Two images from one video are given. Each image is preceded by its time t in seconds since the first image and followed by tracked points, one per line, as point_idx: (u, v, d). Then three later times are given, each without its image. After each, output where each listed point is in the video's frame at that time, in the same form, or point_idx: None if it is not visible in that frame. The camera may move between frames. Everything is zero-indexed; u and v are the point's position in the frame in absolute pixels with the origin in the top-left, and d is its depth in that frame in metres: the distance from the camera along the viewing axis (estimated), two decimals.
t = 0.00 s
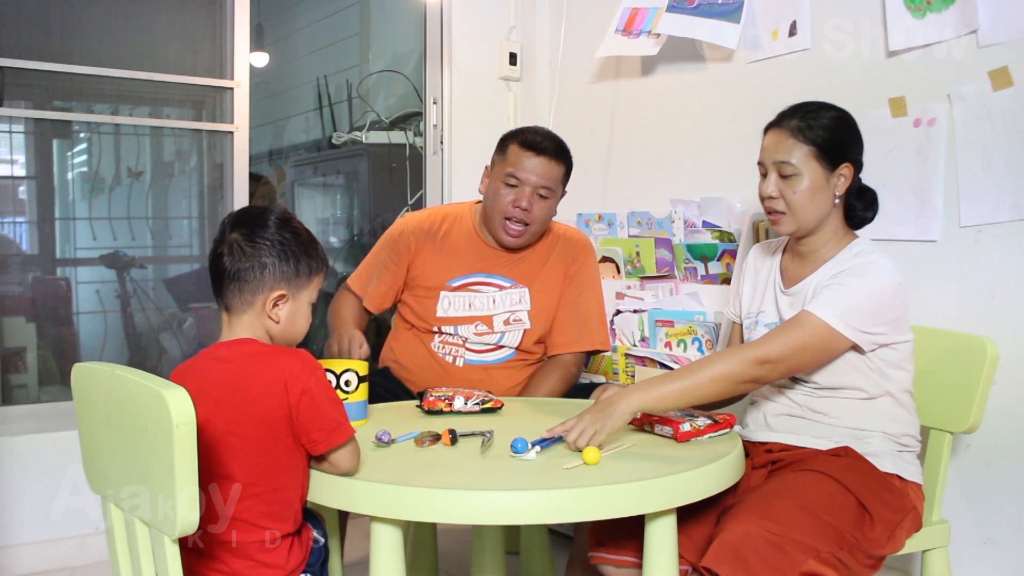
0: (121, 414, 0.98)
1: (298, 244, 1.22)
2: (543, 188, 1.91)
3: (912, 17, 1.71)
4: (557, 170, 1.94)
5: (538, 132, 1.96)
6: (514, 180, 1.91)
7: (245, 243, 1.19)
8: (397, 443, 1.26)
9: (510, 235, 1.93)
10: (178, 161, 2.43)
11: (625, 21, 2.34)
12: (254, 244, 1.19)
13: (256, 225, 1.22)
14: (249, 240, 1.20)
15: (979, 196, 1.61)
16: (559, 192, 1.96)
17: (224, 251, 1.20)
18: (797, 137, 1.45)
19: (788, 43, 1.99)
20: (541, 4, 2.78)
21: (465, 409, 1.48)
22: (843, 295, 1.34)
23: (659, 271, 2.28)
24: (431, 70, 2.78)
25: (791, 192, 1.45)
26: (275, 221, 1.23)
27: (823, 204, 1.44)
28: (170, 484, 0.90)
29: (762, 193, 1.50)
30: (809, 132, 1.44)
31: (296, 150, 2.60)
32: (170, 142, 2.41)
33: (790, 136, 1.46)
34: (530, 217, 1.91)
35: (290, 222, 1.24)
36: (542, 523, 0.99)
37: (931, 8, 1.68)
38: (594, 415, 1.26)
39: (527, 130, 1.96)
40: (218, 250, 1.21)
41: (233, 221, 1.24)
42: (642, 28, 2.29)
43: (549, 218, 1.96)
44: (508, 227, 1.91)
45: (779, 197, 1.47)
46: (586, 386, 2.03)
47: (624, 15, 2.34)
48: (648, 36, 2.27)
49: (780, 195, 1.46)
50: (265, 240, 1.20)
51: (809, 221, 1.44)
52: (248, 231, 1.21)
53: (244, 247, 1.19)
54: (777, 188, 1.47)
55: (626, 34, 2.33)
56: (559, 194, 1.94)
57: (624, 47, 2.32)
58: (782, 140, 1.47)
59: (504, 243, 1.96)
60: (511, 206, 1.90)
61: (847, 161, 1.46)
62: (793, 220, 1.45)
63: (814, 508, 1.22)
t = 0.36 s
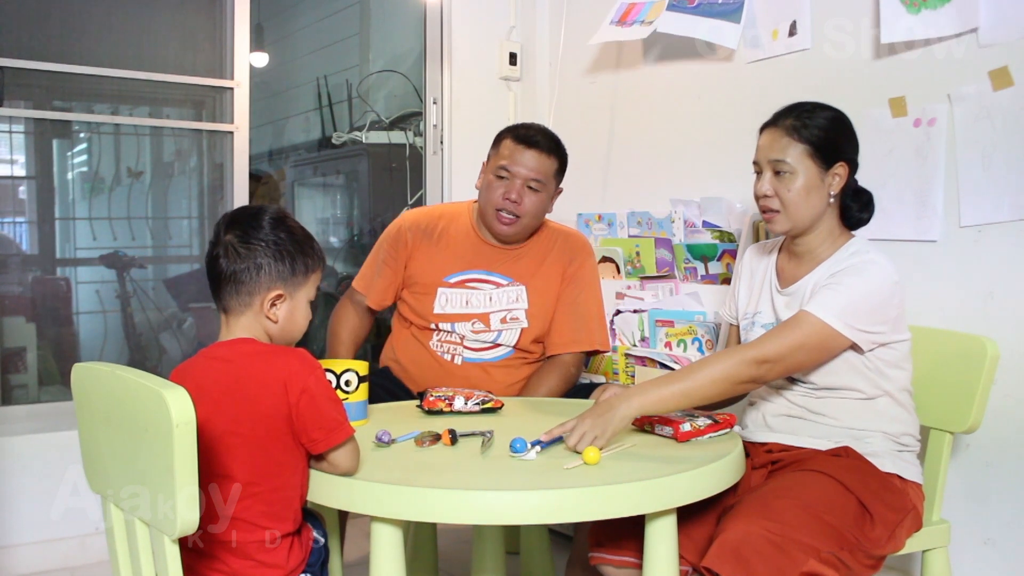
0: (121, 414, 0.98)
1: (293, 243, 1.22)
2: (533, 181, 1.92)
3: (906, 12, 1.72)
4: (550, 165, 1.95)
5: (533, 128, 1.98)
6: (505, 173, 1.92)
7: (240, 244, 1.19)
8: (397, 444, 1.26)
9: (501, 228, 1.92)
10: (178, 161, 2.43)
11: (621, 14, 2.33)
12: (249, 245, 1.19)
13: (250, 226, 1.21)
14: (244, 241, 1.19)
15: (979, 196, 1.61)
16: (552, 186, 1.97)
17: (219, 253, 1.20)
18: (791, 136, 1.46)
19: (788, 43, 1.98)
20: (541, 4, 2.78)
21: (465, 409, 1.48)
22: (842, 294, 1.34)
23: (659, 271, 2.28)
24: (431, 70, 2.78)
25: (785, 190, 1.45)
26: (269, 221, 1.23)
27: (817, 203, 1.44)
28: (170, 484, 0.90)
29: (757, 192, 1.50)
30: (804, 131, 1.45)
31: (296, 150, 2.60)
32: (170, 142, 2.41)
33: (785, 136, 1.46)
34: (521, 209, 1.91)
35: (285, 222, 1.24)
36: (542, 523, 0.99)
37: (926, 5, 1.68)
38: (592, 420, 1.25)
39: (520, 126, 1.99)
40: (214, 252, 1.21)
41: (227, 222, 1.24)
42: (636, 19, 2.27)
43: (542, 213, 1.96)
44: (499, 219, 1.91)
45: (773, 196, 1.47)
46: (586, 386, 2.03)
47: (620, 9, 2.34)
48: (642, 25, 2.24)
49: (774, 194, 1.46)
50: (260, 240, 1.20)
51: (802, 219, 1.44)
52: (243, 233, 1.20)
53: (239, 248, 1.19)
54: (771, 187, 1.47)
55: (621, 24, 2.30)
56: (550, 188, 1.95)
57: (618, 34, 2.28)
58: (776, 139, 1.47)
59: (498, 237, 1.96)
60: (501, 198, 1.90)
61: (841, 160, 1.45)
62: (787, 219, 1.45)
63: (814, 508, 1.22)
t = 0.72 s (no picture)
0: (121, 414, 0.98)
1: (292, 242, 1.22)
2: (534, 178, 1.93)
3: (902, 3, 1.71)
4: (550, 162, 1.96)
5: (534, 126, 1.99)
6: (506, 170, 1.93)
7: (238, 245, 1.19)
8: (397, 444, 1.26)
9: (502, 225, 1.93)
10: (178, 160, 2.43)
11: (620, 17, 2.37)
12: (247, 245, 1.19)
13: (248, 226, 1.21)
14: (242, 241, 1.19)
15: (979, 196, 1.61)
16: (553, 184, 1.97)
17: (218, 255, 1.20)
18: (791, 137, 1.46)
19: (788, 43, 1.98)
20: (542, 4, 2.78)
21: (465, 409, 1.48)
22: (841, 294, 1.34)
23: (659, 271, 2.28)
24: (431, 70, 2.78)
25: (784, 190, 1.45)
26: (268, 221, 1.23)
27: (816, 202, 1.44)
28: (170, 484, 0.90)
29: (756, 192, 1.50)
30: (804, 132, 1.45)
31: (296, 150, 2.60)
32: (170, 142, 2.41)
33: (784, 136, 1.46)
34: (521, 206, 1.91)
35: (283, 221, 1.24)
36: (544, 523, 0.99)
37: None
38: (591, 418, 1.25)
39: (521, 125, 2.00)
40: (213, 253, 1.21)
41: (225, 223, 1.24)
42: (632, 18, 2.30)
43: (543, 211, 1.96)
44: (499, 217, 1.92)
45: (773, 196, 1.47)
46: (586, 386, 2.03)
47: (621, 13, 2.38)
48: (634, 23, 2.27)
49: (773, 194, 1.47)
50: (258, 241, 1.20)
51: (802, 219, 1.44)
52: (241, 233, 1.20)
53: (237, 249, 1.19)
54: (770, 187, 1.48)
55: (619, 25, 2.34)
56: (551, 185, 1.95)
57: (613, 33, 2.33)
58: (776, 139, 1.47)
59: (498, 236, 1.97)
60: (502, 195, 1.91)
61: (841, 160, 1.45)
62: (787, 218, 1.45)
63: (814, 508, 1.22)
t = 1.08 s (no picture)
0: (121, 414, 0.98)
1: (292, 242, 1.22)
2: (536, 179, 1.93)
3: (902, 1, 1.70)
4: (552, 163, 1.95)
5: (537, 127, 1.99)
6: (508, 171, 1.93)
7: (238, 246, 1.19)
8: (397, 444, 1.26)
9: (502, 226, 1.93)
10: (178, 160, 2.43)
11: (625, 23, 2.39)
12: (247, 246, 1.19)
13: (248, 226, 1.21)
14: (242, 242, 1.19)
15: (979, 197, 1.61)
16: (554, 185, 1.97)
17: (218, 256, 1.20)
18: (790, 137, 1.45)
19: (788, 43, 1.98)
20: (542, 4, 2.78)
21: (465, 409, 1.48)
22: (840, 295, 1.34)
23: (659, 271, 2.28)
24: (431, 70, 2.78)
25: (783, 190, 1.45)
26: (267, 220, 1.23)
27: (816, 202, 1.44)
28: (170, 484, 0.90)
29: (755, 191, 1.50)
30: (803, 132, 1.45)
31: (296, 151, 2.60)
32: (170, 142, 2.41)
33: (784, 136, 1.46)
34: (523, 208, 1.91)
35: (282, 221, 1.24)
36: (544, 523, 0.99)
37: None
38: (591, 417, 1.25)
39: (524, 125, 2.00)
40: (212, 255, 1.21)
41: (224, 223, 1.23)
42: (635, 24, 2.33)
43: (545, 212, 1.96)
44: (501, 218, 1.92)
45: (773, 196, 1.47)
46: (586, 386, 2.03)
47: (625, 17, 2.39)
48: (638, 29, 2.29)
49: (773, 194, 1.47)
50: (258, 241, 1.19)
51: (802, 219, 1.44)
52: (241, 234, 1.20)
53: (238, 250, 1.19)
54: (769, 187, 1.48)
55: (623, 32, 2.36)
56: (553, 186, 1.95)
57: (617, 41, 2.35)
58: (775, 139, 1.47)
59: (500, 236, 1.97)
60: (504, 196, 1.91)
61: (840, 160, 1.45)
62: (787, 218, 1.45)
63: (815, 508, 1.22)
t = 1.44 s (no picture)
0: (121, 413, 0.98)
1: (294, 241, 1.22)
2: (537, 180, 1.93)
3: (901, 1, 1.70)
4: (553, 164, 1.95)
5: (538, 128, 1.99)
6: (509, 173, 1.93)
7: (241, 245, 1.19)
8: (397, 444, 1.26)
9: (504, 228, 1.93)
10: (178, 160, 2.43)
11: (631, 28, 2.38)
12: (251, 245, 1.19)
13: (250, 226, 1.21)
14: (246, 241, 1.19)
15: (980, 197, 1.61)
16: (555, 186, 1.97)
17: (222, 256, 1.19)
18: (786, 137, 1.45)
19: (787, 43, 1.98)
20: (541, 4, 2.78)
21: (465, 409, 1.48)
22: (839, 295, 1.34)
23: (659, 271, 2.28)
24: (431, 70, 2.79)
25: (779, 190, 1.45)
26: (269, 220, 1.23)
27: (812, 202, 1.44)
28: (170, 484, 0.90)
29: (751, 192, 1.50)
30: (799, 132, 1.44)
31: (295, 151, 2.60)
32: (170, 142, 2.41)
33: (779, 136, 1.46)
34: (524, 209, 1.91)
35: (284, 221, 1.24)
36: (544, 523, 0.99)
37: None
38: (591, 417, 1.25)
39: (525, 125, 2.00)
40: (215, 254, 1.21)
41: (226, 223, 1.23)
42: (643, 32, 2.32)
43: (545, 213, 1.96)
44: (502, 218, 1.92)
45: (769, 196, 1.47)
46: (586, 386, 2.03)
47: (629, 22, 2.38)
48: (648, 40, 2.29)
49: (770, 195, 1.47)
50: (261, 241, 1.19)
51: (798, 219, 1.44)
52: (244, 234, 1.20)
53: (241, 248, 1.19)
54: (765, 187, 1.48)
55: (630, 40, 2.35)
56: (554, 187, 1.95)
57: (626, 52, 2.34)
58: (771, 140, 1.47)
59: (500, 237, 1.97)
60: (505, 198, 1.91)
61: (836, 160, 1.45)
62: (783, 218, 1.45)
63: (815, 508, 1.22)
